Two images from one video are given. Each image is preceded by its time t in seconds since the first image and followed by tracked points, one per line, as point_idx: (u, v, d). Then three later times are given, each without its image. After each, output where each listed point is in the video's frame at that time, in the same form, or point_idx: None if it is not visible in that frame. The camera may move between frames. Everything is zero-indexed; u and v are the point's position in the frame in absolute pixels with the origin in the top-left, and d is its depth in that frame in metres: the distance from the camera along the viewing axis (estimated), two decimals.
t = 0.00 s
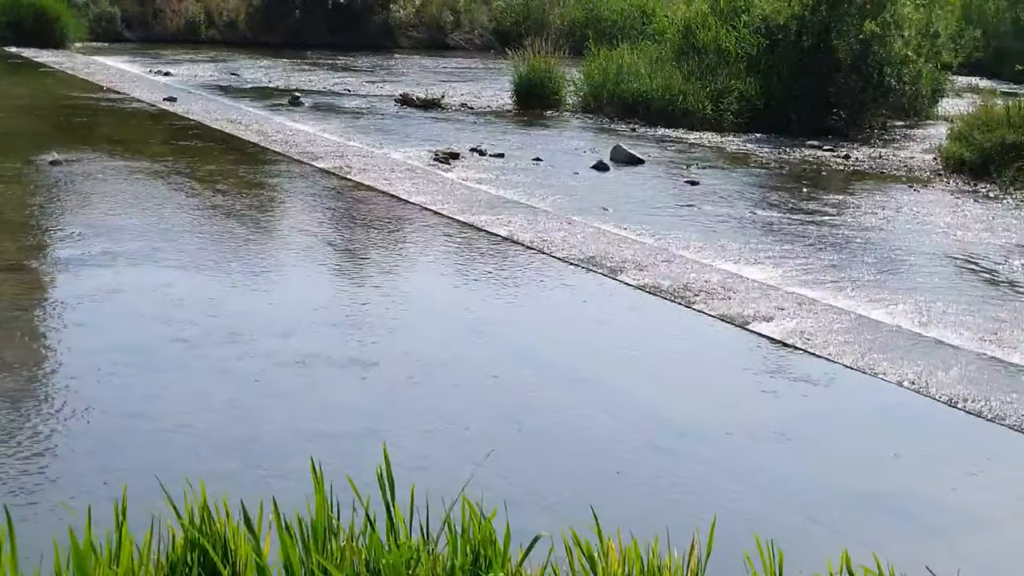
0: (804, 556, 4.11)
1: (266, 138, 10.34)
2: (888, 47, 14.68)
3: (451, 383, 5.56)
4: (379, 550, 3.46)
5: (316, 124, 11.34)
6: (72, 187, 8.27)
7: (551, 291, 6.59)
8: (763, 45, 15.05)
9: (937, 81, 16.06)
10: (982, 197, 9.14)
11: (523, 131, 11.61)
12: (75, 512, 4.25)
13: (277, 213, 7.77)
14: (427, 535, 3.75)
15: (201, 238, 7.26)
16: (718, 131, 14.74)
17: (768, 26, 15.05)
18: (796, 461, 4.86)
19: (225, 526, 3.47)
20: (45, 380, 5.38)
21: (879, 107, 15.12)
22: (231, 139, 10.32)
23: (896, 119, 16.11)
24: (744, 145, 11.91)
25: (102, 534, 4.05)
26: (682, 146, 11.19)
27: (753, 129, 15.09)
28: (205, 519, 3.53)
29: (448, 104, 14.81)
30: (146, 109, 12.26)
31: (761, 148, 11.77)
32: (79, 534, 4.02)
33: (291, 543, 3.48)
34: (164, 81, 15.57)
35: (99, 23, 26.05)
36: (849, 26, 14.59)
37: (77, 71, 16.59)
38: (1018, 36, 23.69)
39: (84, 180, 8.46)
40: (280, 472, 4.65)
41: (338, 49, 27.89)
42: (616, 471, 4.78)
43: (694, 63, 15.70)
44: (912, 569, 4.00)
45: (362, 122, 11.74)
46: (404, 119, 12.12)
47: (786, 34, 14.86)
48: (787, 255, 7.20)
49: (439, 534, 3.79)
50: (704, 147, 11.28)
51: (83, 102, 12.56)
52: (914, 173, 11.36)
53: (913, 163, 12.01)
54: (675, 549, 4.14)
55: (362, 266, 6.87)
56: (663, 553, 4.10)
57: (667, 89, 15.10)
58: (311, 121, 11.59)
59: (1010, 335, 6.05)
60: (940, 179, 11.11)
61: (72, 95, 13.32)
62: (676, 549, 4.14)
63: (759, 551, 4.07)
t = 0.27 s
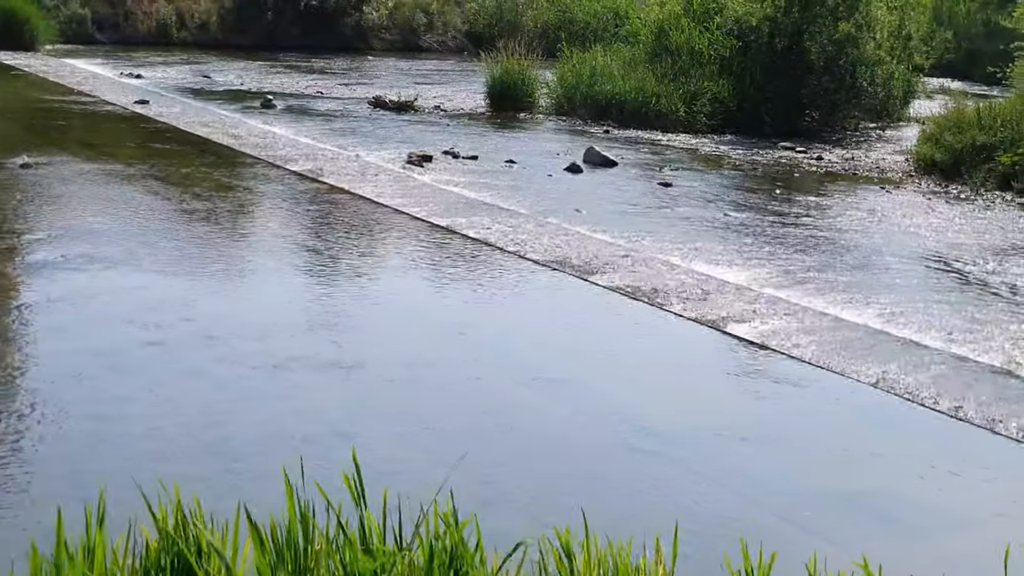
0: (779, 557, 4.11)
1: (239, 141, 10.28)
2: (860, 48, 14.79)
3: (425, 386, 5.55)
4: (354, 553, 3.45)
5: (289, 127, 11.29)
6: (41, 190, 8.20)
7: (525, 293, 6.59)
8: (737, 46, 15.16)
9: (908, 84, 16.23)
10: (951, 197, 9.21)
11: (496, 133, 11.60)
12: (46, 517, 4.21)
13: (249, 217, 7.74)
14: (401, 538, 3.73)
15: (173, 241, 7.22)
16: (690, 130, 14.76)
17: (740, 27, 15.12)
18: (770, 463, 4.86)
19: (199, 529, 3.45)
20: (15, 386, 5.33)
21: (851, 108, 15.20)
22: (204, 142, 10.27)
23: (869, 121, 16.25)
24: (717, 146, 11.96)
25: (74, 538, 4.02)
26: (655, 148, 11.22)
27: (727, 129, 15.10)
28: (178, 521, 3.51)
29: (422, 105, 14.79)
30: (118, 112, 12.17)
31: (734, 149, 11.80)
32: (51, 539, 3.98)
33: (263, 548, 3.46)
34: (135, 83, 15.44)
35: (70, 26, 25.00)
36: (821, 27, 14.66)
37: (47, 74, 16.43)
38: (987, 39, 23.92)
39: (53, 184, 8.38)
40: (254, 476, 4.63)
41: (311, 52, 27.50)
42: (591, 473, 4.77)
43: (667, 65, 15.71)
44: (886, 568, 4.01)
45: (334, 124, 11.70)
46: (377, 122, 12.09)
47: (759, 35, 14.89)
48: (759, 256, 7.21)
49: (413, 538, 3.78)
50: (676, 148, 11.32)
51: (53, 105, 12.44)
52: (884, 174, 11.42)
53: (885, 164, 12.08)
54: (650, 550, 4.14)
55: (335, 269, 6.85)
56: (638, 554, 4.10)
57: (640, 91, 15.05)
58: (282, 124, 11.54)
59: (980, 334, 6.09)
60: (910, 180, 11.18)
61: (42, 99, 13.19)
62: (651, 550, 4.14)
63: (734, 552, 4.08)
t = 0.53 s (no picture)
0: (762, 557, 4.12)
1: (222, 142, 10.26)
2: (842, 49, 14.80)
3: (409, 386, 5.55)
4: (338, 556, 3.45)
5: (272, 128, 11.27)
6: (20, 193, 8.16)
7: (509, 293, 6.58)
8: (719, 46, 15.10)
9: (890, 84, 16.18)
10: (933, 196, 9.24)
11: (479, 134, 11.59)
12: (29, 519, 4.20)
13: (232, 218, 7.72)
14: (384, 540, 3.73)
15: (155, 243, 7.19)
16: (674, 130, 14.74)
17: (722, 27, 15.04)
18: (755, 462, 4.87)
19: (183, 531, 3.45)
20: None
21: (833, 108, 15.23)
22: (187, 144, 10.23)
23: (851, 120, 16.22)
24: (700, 146, 11.97)
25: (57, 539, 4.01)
26: (637, 148, 11.23)
27: (710, 128, 15.10)
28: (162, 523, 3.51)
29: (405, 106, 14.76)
30: (101, 113, 12.11)
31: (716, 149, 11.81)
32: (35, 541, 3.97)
33: (245, 551, 3.45)
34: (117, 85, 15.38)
35: (48, 27, 24.86)
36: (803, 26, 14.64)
37: (28, 75, 16.34)
38: (968, 38, 23.97)
39: (34, 187, 8.34)
40: (240, 477, 4.63)
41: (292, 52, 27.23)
42: (576, 473, 4.77)
43: (649, 65, 15.68)
44: (870, 567, 4.03)
45: (317, 125, 11.67)
46: (360, 123, 12.07)
47: (740, 35, 14.85)
48: (742, 256, 7.22)
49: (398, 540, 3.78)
50: (659, 148, 11.32)
51: (34, 107, 12.38)
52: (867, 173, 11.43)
53: (867, 163, 12.09)
54: (635, 550, 4.15)
55: (319, 270, 6.83)
56: (623, 554, 4.10)
57: (623, 91, 15.05)
58: (264, 125, 11.51)
59: (962, 333, 6.11)
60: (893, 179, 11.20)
61: (24, 100, 13.13)
62: (636, 550, 4.14)
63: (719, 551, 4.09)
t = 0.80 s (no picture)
0: (736, 556, 4.12)
1: (195, 142, 10.22)
2: (817, 50, 14.96)
3: (384, 387, 5.54)
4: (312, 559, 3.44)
5: (245, 128, 11.23)
6: None
7: (484, 293, 6.58)
8: (693, 45, 15.12)
9: (863, 82, 16.25)
10: (906, 194, 9.28)
11: (453, 133, 11.58)
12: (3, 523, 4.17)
13: (205, 219, 7.68)
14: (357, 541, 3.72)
15: (127, 245, 7.15)
16: (648, 130, 14.73)
17: (696, 27, 15.11)
18: (730, 461, 4.87)
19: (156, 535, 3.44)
20: None
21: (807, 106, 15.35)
22: (160, 144, 10.18)
23: (824, 119, 16.24)
24: (674, 145, 11.99)
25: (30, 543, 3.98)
26: (612, 147, 11.24)
27: (684, 129, 14.98)
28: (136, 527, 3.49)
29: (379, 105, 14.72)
30: (73, 114, 12.04)
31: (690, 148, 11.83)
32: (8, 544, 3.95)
33: (219, 555, 3.44)
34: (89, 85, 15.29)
35: (20, 27, 24.85)
36: (777, 24, 14.76)
37: None
38: (940, 37, 24.06)
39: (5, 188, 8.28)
40: (216, 479, 4.60)
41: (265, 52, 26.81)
42: (551, 473, 4.77)
43: (623, 64, 15.68)
44: (845, 565, 4.04)
45: (291, 125, 11.63)
46: (334, 123, 12.04)
47: (715, 34, 14.91)
48: (715, 255, 7.23)
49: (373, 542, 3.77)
50: (633, 147, 11.34)
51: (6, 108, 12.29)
52: (840, 172, 11.46)
53: (841, 162, 12.14)
54: (611, 550, 4.15)
55: (292, 271, 6.81)
56: (599, 555, 4.11)
57: (597, 90, 15.03)
58: (238, 125, 11.46)
59: (935, 330, 6.14)
60: (865, 177, 11.24)
61: None
62: (612, 551, 4.15)
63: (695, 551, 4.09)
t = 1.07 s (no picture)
0: (723, 554, 4.11)
1: (179, 143, 10.20)
2: (800, 48, 15.00)
3: (370, 387, 5.52)
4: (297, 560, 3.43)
5: (229, 129, 11.21)
6: None
7: (470, 293, 6.56)
8: (676, 44, 15.13)
9: (846, 79, 16.30)
10: (890, 192, 9.30)
11: (439, 133, 11.57)
12: None
13: (189, 219, 7.67)
14: (342, 541, 3.71)
15: (110, 246, 7.13)
16: (633, 130, 14.65)
17: (680, 25, 15.17)
18: (716, 460, 4.86)
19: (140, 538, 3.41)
20: None
21: (791, 104, 15.30)
22: (145, 145, 10.16)
23: (808, 117, 16.25)
24: (658, 144, 11.99)
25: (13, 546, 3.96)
26: (597, 146, 11.23)
27: (667, 128, 14.97)
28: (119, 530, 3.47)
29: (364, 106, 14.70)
30: (57, 115, 12.00)
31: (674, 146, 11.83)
32: None
33: (203, 557, 3.42)
34: (72, 86, 15.23)
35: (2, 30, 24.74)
36: (761, 23, 14.77)
37: None
38: (922, 35, 24.09)
39: None
40: (202, 480, 4.58)
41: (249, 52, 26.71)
42: (537, 471, 4.76)
43: (608, 62, 15.67)
44: (832, 562, 4.03)
45: (275, 126, 11.61)
46: (319, 123, 12.02)
47: (699, 33, 14.95)
48: (699, 252, 7.23)
49: (358, 542, 3.76)
50: (617, 146, 11.34)
51: None
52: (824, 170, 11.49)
53: (825, 159, 12.15)
54: (598, 549, 4.14)
55: (277, 271, 6.80)
56: (586, 553, 4.10)
57: (580, 89, 14.95)
58: (221, 126, 11.43)
59: (920, 327, 6.14)
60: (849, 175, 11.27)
61: None
62: (599, 549, 4.14)
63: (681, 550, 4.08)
